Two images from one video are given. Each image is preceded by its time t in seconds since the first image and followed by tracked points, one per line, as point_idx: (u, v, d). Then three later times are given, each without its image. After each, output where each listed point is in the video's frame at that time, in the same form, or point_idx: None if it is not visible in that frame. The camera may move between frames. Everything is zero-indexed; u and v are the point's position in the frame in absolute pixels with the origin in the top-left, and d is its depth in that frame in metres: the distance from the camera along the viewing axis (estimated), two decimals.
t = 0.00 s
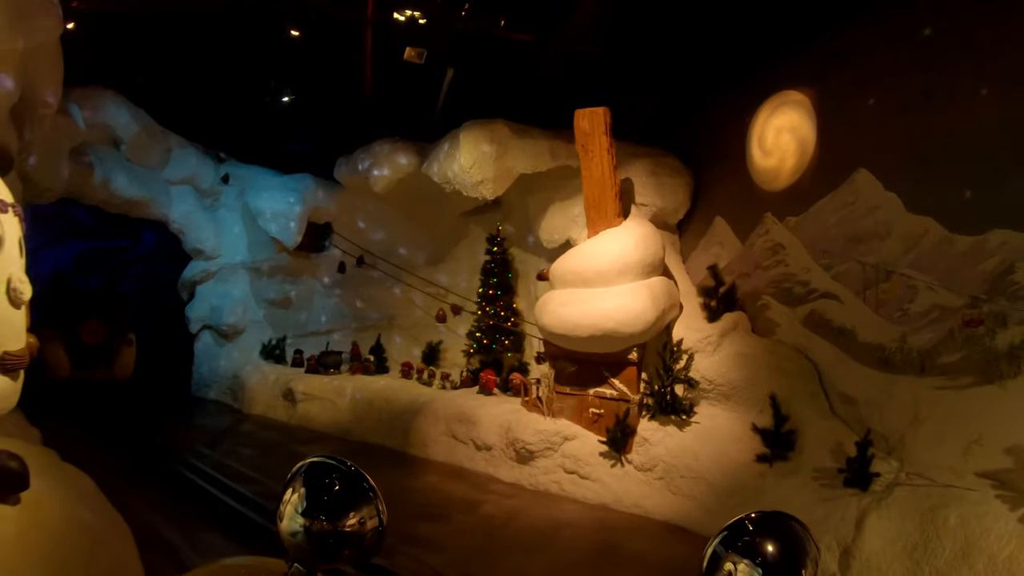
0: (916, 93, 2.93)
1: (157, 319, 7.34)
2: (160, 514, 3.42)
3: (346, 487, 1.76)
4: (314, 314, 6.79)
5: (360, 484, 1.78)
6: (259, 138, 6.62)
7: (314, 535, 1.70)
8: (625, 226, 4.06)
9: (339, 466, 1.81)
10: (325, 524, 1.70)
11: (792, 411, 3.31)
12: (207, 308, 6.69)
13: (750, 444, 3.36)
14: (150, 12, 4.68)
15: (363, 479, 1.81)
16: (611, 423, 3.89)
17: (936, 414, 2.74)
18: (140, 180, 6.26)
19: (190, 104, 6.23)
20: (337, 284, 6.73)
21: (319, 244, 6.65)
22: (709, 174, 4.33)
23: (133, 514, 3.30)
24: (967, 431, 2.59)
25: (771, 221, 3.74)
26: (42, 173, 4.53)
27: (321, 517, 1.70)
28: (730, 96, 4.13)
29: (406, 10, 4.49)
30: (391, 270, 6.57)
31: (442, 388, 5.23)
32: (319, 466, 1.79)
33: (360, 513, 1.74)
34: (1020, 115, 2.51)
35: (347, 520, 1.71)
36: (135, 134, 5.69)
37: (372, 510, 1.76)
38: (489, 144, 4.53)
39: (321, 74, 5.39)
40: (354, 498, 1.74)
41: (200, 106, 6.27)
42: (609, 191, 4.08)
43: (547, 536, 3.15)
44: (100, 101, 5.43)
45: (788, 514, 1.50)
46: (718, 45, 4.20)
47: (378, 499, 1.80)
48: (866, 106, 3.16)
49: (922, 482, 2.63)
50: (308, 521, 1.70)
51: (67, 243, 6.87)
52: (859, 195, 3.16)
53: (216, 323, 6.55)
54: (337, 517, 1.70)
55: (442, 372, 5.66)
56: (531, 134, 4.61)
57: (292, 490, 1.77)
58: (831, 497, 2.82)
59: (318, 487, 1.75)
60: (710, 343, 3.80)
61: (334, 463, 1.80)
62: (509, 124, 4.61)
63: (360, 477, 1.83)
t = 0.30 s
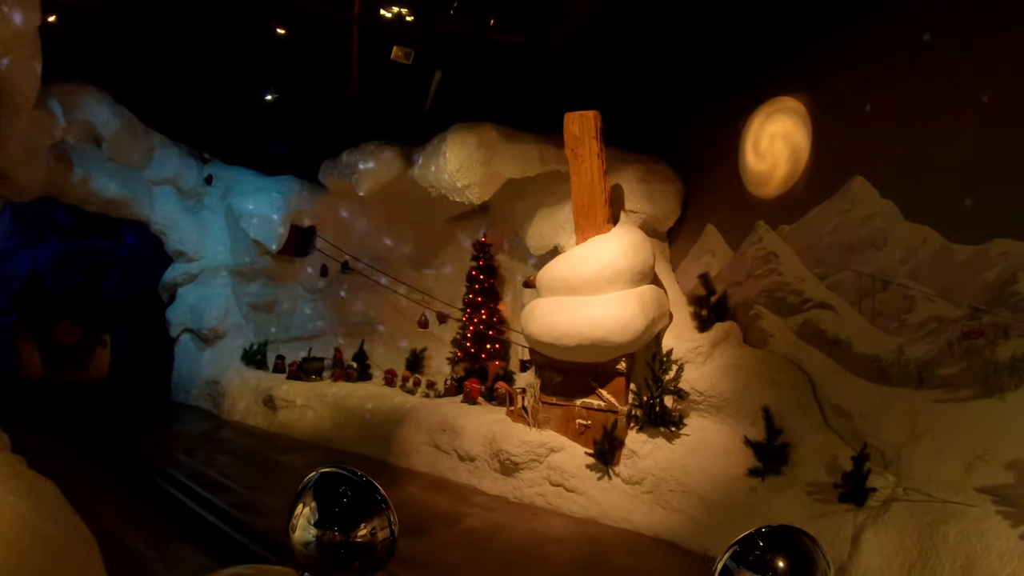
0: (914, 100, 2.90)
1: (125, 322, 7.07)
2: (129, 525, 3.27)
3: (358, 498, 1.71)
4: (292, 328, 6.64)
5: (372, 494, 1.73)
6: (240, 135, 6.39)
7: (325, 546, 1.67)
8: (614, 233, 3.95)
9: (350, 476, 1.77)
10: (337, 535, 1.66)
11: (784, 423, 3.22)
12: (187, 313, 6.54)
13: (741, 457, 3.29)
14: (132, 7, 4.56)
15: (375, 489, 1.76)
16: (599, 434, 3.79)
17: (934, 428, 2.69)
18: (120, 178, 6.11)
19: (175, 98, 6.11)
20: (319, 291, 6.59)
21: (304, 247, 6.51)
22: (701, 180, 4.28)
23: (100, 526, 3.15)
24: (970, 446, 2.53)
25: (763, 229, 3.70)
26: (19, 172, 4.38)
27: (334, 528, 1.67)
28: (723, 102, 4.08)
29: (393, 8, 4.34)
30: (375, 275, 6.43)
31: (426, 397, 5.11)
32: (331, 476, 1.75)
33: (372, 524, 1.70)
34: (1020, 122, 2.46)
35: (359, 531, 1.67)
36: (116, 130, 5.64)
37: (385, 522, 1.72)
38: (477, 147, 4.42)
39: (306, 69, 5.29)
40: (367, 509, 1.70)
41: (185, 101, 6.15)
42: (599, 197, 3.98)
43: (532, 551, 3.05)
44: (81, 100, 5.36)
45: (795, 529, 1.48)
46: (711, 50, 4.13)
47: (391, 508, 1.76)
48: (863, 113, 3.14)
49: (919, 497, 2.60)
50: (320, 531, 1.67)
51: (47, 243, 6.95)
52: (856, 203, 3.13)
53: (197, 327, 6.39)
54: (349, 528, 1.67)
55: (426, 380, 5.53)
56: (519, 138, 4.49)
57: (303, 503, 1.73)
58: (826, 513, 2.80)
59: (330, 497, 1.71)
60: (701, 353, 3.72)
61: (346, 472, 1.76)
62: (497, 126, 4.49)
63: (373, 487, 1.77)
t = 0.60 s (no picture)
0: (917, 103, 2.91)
1: (112, 324, 6.90)
2: (99, 536, 3.12)
3: (358, 505, 1.82)
4: (276, 330, 6.48)
5: (372, 502, 1.83)
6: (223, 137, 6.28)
7: (326, 552, 1.77)
8: (602, 238, 3.84)
9: (351, 482, 1.87)
10: (338, 542, 1.77)
11: (780, 432, 3.20)
12: (167, 316, 6.37)
13: (733, 467, 3.22)
14: None
15: (376, 496, 1.86)
16: (586, 444, 3.67)
17: (933, 437, 2.68)
18: (101, 177, 6.09)
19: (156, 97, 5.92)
20: (302, 296, 6.42)
21: (286, 250, 6.38)
22: (692, 185, 4.23)
23: (66, 539, 2.99)
24: (977, 456, 2.49)
25: (756, 234, 3.71)
26: None
27: (335, 535, 1.77)
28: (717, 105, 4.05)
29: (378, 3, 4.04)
30: (358, 280, 6.27)
31: (409, 404, 4.98)
32: (333, 484, 1.85)
33: (370, 532, 1.80)
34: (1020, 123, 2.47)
35: (358, 538, 1.78)
36: (96, 130, 5.51)
37: (385, 529, 1.82)
38: (462, 149, 4.31)
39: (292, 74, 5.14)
40: (367, 516, 1.80)
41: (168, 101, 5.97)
42: (587, 200, 3.86)
43: (518, 564, 2.93)
44: (60, 96, 5.26)
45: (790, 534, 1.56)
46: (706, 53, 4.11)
47: (392, 515, 1.86)
48: (858, 114, 3.17)
49: (918, 509, 2.57)
50: (322, 538, 1.78)
51: (26, 243, 6.69)
52: (851, 208, 3.16)
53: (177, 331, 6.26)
54: (349, 535, 1.77)
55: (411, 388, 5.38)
56: (505, 139, 4.38)
57: (306, 512, 1.84)
58: (822, 525, 2.76)
59: (332, 505, 1.82)
60: (691, 361, 3.71)
61: (347, 480, 1.86)
62: (484, 127, 4.39)
63: (375, 495, 1.87)
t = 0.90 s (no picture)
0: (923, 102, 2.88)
1: (98, 324, 6.73)
2: (75, 547, 2.98)
3: (363, 513, 2.07)
4: (264, 335, 6.33)
5: (379, 510, 2.08)
6: (209, 139, 6.07)
7: (334, 556, 2.03)
8: (599, 240, 3.74)
9: (358, 490, 2.13)
10: (344, 547, 2.03)
11: (784, 440, 3.21)
12: (154, 320, 6.21)
13: (734, 476, 3.21)
14: None
15: (384, 504, 2.10)
16: (582, 453, 3.57)
17: (942, 445, 2.66)
18: (87, 178, 5.98)
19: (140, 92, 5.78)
20: (290, 299, 6.28)
21: (275, 254, 6.25)
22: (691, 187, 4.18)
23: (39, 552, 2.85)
24: (990, 466, 2.47)
25: (755, 237, 3.71)
26: None
27: (342, 540, 2.04)
28: (718, 105, 4.03)
29: None
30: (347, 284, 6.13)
31: (400, 411, 4.86)
32: (342, 493, 2.12)
33: (378, 538, 2.04)
34: None
35: (365, 544, 2.03)
36: (82, 127, 5.52)
37: (391, 536, 2.06)
38: (454, 148, 4.21)
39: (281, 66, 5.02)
40: (371, 524, 2.05)
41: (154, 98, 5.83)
42: (583, 200, 3.76)
43: None
44: (44, 93, 5.32)
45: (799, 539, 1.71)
46: (705, 52, 4.06)
47: (398, 522, 2.10)
48: (863, 113, 3.15)
49: (927, 520, 2.58)
50: (330, 544, 2.04)
51: (14, 244, 6.59)
52: (856, 209, 3.15)
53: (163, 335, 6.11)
54: (355, 541, 2.03)
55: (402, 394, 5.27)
56: (497, 139, 4.28)
57: (317, 519, 2.11)
58: (828, 536, 2.76)
59: (339, 513, 2.08)
60: (689, 367, 3.69)
61: (354, 488, 2.12)
62: (476, 127, 4.29)
63: (385, 503, 2.12)
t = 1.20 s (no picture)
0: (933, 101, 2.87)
1: (86, 323, 6.46)
2: (51, 559, 2.83)
3: (362, 516, 2.05)
4: (254, 337, 6.17)
5: (377, 514, 2.06)
6: (200, 139, 5.96)
7: (333, 560, 2.02)
8: (597, 240, 3.62)
9: (354, 493, 2.10)
10: (343, 551, 2.02)
11: (790, 447, 3.14)
12: (141, 321, 6.07)
13: (738, 484, 3.12)
14: None
15: (382, 507, 2.09)
16: (580, 460, 3.45)
17: (956, 451, 2.65)
18: (74, 176, 5.85)
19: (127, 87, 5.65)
20: (280, 301, 6.13)
21: (265, 255, 6.10)
22: (692, 187, 4.10)
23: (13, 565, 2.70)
24: (1010, 476, 2.44)
25: (759, 238, 3.66)
26: None
27: (341, 544, 2.02)
28: (717, 103, 3.97)
29: None
30: (339, 285, 6.00)
31: (392, 416, 4.73)
32: (340, 495, 2.10)
33: (376, 542, 2.03)
34: None
35: (363, 548, 2.01)
36: (69, 124, 5.38)
37: (390, 540, 2.04)
38: (449, 145, 4.09)
39: (268, 58, 4.91)
40: (370, 528, 2.03)
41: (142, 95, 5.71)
42: (581, 199, 3.65)
43: None
44: (32, 90, 5.17)
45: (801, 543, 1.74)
46: (705, 48, 4.00)
47: (396, 526, 2.09)
48: (871, 110, 3.13)
49: (941, 530, 2.55)
50: (330, 547, 2.02)
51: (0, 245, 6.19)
52: (865, 209, 3.13)
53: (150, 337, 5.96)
54: (354, 544, 2.01)
55: (394, 398, 5.14)
56: (492, 137, 4.17)
57: (314, 523, 2.08)
58: (838, 548, 2.68)
59: (337, 517, 2.06)
60: (692, 371, 3.58)
61: (352, 491, 2.10)
62: (471, 124, 4.19)
63: (382, 506, 2.10)
